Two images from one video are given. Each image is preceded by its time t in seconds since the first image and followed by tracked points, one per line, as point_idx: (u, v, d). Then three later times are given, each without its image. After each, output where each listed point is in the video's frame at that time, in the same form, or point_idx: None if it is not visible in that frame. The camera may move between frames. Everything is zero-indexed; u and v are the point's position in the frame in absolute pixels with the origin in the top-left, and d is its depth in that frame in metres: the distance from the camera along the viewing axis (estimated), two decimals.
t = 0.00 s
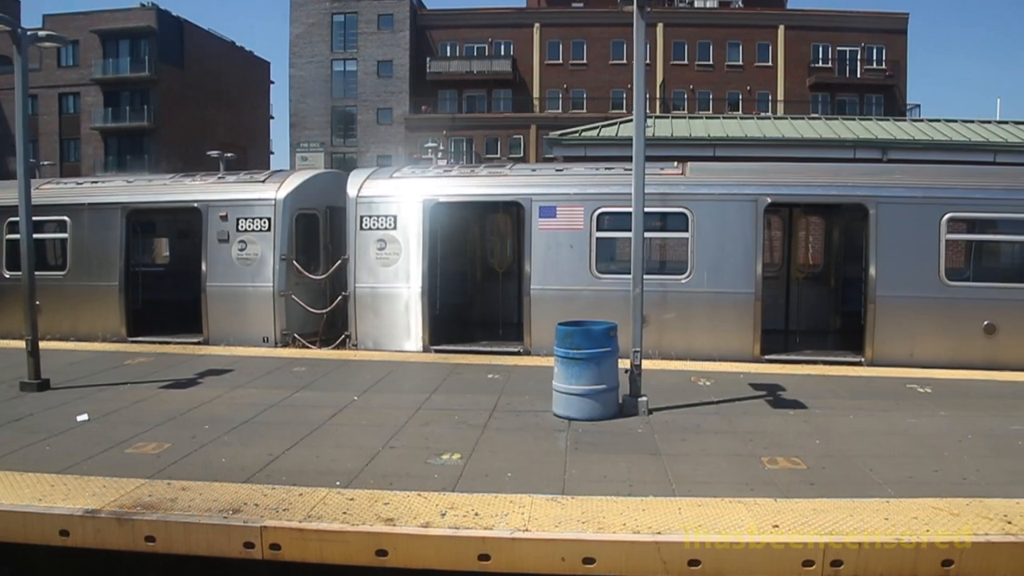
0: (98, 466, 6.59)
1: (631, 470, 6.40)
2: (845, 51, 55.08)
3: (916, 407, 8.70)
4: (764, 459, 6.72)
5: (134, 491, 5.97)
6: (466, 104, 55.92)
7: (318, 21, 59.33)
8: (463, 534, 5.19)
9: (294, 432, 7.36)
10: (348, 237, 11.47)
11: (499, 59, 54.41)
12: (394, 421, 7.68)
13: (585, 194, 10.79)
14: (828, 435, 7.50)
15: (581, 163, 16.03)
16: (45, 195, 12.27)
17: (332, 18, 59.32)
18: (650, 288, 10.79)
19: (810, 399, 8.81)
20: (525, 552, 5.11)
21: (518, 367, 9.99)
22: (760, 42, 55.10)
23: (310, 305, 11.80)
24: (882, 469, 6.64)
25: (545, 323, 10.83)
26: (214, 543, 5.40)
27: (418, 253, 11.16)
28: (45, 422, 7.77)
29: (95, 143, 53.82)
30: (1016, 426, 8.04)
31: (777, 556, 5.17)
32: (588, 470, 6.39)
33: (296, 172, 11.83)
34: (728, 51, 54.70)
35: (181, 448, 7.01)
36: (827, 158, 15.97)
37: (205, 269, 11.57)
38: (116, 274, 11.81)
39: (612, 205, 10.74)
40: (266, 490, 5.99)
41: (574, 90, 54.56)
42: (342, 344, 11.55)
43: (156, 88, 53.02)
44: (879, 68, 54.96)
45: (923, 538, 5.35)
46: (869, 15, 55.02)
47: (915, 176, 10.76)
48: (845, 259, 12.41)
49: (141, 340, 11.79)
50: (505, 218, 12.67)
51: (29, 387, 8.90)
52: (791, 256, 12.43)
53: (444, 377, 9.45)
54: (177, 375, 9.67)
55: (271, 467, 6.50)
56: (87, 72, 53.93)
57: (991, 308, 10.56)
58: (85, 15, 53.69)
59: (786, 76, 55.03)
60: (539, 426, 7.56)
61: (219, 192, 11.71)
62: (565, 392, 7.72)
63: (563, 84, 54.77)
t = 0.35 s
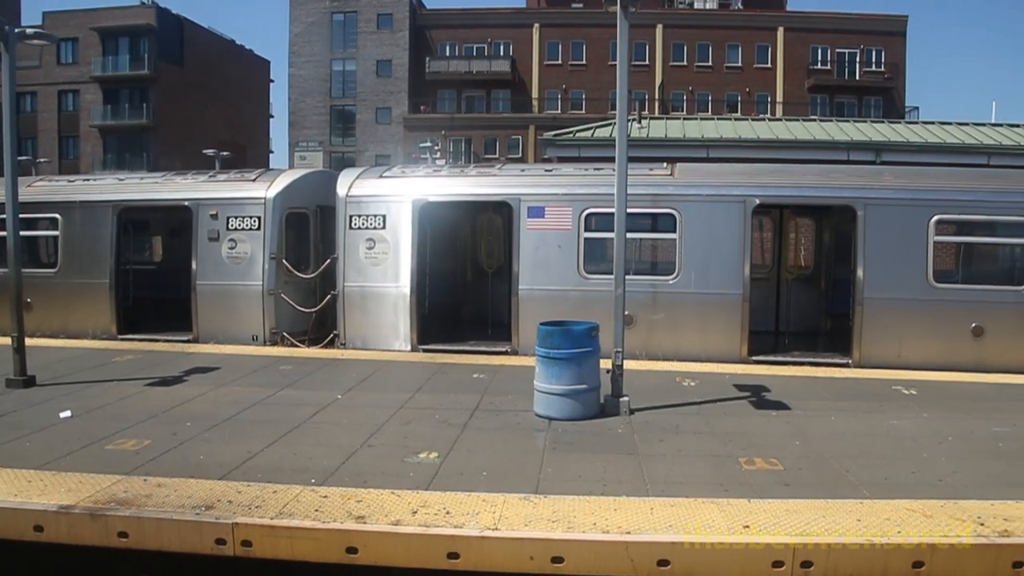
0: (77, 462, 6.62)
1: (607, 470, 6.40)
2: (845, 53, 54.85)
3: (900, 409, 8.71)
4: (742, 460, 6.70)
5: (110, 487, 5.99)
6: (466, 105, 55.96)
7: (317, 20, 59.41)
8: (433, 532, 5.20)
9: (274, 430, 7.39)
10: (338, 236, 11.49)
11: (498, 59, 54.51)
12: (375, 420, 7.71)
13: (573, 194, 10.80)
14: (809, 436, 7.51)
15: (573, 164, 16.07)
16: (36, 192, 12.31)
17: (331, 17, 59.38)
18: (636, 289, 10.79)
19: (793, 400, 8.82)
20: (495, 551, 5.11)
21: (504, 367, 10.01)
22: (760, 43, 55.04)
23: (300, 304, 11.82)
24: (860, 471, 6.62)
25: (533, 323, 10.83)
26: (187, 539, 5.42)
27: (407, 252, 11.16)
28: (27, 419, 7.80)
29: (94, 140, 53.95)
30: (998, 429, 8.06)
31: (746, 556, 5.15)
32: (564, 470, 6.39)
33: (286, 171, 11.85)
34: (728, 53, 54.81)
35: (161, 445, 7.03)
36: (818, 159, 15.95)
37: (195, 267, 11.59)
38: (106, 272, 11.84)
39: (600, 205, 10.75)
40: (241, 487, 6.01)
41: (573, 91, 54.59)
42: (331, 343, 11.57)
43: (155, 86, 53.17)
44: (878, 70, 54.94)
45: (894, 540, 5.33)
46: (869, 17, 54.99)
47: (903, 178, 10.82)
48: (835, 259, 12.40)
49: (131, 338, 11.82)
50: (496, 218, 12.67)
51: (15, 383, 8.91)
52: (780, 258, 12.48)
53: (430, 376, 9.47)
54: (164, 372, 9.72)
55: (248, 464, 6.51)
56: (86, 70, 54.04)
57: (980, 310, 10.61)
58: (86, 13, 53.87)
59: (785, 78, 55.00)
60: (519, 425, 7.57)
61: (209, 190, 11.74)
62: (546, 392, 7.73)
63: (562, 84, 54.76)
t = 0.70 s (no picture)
0: (58, 467, 6.66)
1: (586, 467, 6.42)
2: (838, 49, 55.17)
3: (885, 403, 8.74)
4: (721, 456, 6.72)
5: (89, 492, 6.03)
6: (460, 104, 55.58)
7: (309, 22, 59.42)
8: (407, 532, 5.22)
9: (257, 433, 7.42)
10: (326, 238, 11.50)
11: (492, 59, 54.66)
12: (358, 420, 7.74)
13: (559, 192, 10.82)
14: (791, 431, 7.52)
15: (562, 162, 16.10)
16: (24, 198, 12.35)
17: (325, 18, 59.37)
18: (622, 286, 10.81)
19: (778, 395, 8.83)
20: (468, 549, 5.12)
21: (491, 366, 10.05)
22: (754, 40, 55.03)
23: (289, 306, 11.84)
24: (839, 465, 6.63)
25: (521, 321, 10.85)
26: (163, 542, 5.45)
27: (394, 252, 11.17)
28: (11, 425, 7.84)
29: (88, 145, 54.05)
30: (981, 422, 8.08)
31: (720, 552, 5.16)
32: (542, 467, 6.41)
33: (273, 173, 11.87)
34: (722, 49, 54.90)
35: (143, 450, 7.07)
36: (805, 154, 15.94)
37: (184, 271, 11.64)
38: (95, 276, 11.90)
39: (586, 203, 10.77)
40: (220, 490, 6.04)
41: (567, 89, 54.68)
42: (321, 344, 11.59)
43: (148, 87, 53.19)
44: (871, 66, 54.97)
45: (869, 533, 5.33)
46: (862, 13, 55.03)
47: (889, 172, 10.87)
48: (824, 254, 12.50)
49: (120, 342, 11.88)
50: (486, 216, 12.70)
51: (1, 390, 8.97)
52: (769, 254, 12.56)
53: (417, 376, 9.50)
54: (152, 377, 9.77)
55: (228, 467, 6.55)
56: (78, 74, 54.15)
57: (968, 303, 10.68)
58: (79, 17, 53.96)
59: (779, 74, 55.04)
60: (501, 424, 7.59)
61: (197, 193, 11.78)
62: (528, 390, 7.74)
63: (556, 83, 54.83)
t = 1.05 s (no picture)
0: (39, 466, 6.69)
1: (564, 465, 6.43)
2: (831, 46, 54.85)
3: (869, 399, 8.75)
4: (700, 453, 6.73)
5: (66, 491, 6.06)
6: (454, 104, 56.11)
7: (303, 23, 59.40)
8: (380, 529, 5.24)
9: (239, 433, 7.45)
10: (313, 238, 11.52)
11: (487, 58, 54.77)
12: (340, 419, 7.76)
13: (545, 192, 10.83)
14: (771, 428, 7.54)
15: (551, 160, 16.15)
16: (13, 199, 12.38)
17: (320, 19, 59.43)
18: (611, 284, 10.81)
19: (762, 392, 8.85)
20: (440, 547, 5.14)
21: (477, 365, 10.07)
22: (748, 37, 54.97)
23: (277, 307, 11.85)
24: (817, 462, 6.64)
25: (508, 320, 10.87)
26: (138, 541, 5.47)
27: (381, 252, 11.18)
28: None
29: (82, 147, 54.12)
30: (962, 418, 8.09)
31: (691, 548, 5.14)
32: (520, 465, 6.43)
33: (261, 173, 11.89)
34: (716, 47, 54.91)
35: (124, 449, 7.10)
36: (793, 151, 15.94)
37: (172, 272, 11.66)
38: (83, 278, 11.93)
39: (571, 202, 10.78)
40: (197, 489, 6.06)
41: (562, 88, 54.74)
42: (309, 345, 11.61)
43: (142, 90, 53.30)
44: (866, 62, 54.89)
45: (841, 529, 5.33)
46: (856, 10, 54.98)
47: (875, 169, 10.89)
48: (813, 251, 12.47)
49: (109, 343, 11.91)
50: (472, 215, 12.61)
51: None
52: (758, 252, 12.57)
53: (402, 375, 9.52)
54: (138, 377, 9.81)
55: (207, 466, 6.57)
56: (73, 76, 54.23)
57: (955, 299, 10.69)
58: (73, 19, 54.08)
59: (774, 72, 55.01)
60: (483, 422, 7.60)
61: (184, 194, 11.80)
62: (509, 388, 7.75)
63: (550, 82, 54.89)
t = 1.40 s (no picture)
0: (18, 462, 6.69)
1: (541, 462, 6.42)
2: (830, 44, 54.83)
3: (853, 397, 8.74)
4: (678, 451, 6.72)
5: (43, 486, 6.06)
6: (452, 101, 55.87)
7: (301, 20, 59.41)
8: (352, 526, 5.24)
9: (220, 429, 7.46)
10: (302, 235, 11.52)
11: (484, 56, 54.81)
12: (321, 416, 7.76)
13: (533, 189, 10.83)
14: (753, 426, 7.53)
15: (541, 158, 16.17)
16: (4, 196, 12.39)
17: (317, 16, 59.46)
18: (599, 282, 10.80)
19: (747, 390, 8.84)
20: (411, 543, 5.15)
21: (463, 363, 10.07)
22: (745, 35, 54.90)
23: (265, 304, 11.85)
24: (796, 460, 6.63)
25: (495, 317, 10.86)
26: (112, 537, 5.47)
27: (369, 250, 11.18)
28: None
29: (79, 143, 54.11)
30: (945, 416, 8.08)
31: (663, 546, 5.13)
32: (497, 462, 6.43)
33: (250, 170, 11.89)
34: (713, 45, 54.86)
35: (104, 445, 7.11)
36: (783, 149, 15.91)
37: (161, 268, 11.66)
38: (73, 274, 11.94)
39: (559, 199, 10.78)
40: (174, 484, 6.07)
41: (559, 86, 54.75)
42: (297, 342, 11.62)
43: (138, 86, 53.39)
44: (864, 61, 54.80)
45: (814, 528, 5.32)
46: (854, 8, 54.91)
47: (864, 166, 10.88)
48: (803, 249, 12.43)
49: (98, 340, 11.93)
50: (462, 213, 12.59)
51: None
52: (748, 250, 12.55)
53: (388, 372, 9.52)
54: (124, 374, 9.83)
55: (185, 462, 6.57)
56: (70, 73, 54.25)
57: (945, 296, 10.66)
58: (71, 16, 54.12)
59: (771, 70, 54.96)
60: (464, 420, 7.60)
61: (174, 191, 11.80)
62: (491, 386, 7.74)
63: (548, 80, 54.88)
